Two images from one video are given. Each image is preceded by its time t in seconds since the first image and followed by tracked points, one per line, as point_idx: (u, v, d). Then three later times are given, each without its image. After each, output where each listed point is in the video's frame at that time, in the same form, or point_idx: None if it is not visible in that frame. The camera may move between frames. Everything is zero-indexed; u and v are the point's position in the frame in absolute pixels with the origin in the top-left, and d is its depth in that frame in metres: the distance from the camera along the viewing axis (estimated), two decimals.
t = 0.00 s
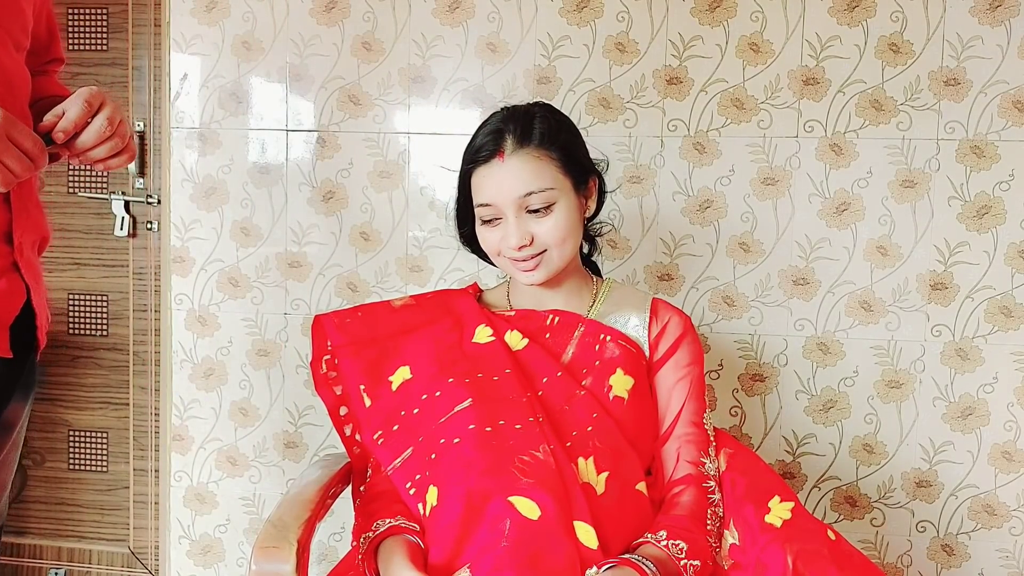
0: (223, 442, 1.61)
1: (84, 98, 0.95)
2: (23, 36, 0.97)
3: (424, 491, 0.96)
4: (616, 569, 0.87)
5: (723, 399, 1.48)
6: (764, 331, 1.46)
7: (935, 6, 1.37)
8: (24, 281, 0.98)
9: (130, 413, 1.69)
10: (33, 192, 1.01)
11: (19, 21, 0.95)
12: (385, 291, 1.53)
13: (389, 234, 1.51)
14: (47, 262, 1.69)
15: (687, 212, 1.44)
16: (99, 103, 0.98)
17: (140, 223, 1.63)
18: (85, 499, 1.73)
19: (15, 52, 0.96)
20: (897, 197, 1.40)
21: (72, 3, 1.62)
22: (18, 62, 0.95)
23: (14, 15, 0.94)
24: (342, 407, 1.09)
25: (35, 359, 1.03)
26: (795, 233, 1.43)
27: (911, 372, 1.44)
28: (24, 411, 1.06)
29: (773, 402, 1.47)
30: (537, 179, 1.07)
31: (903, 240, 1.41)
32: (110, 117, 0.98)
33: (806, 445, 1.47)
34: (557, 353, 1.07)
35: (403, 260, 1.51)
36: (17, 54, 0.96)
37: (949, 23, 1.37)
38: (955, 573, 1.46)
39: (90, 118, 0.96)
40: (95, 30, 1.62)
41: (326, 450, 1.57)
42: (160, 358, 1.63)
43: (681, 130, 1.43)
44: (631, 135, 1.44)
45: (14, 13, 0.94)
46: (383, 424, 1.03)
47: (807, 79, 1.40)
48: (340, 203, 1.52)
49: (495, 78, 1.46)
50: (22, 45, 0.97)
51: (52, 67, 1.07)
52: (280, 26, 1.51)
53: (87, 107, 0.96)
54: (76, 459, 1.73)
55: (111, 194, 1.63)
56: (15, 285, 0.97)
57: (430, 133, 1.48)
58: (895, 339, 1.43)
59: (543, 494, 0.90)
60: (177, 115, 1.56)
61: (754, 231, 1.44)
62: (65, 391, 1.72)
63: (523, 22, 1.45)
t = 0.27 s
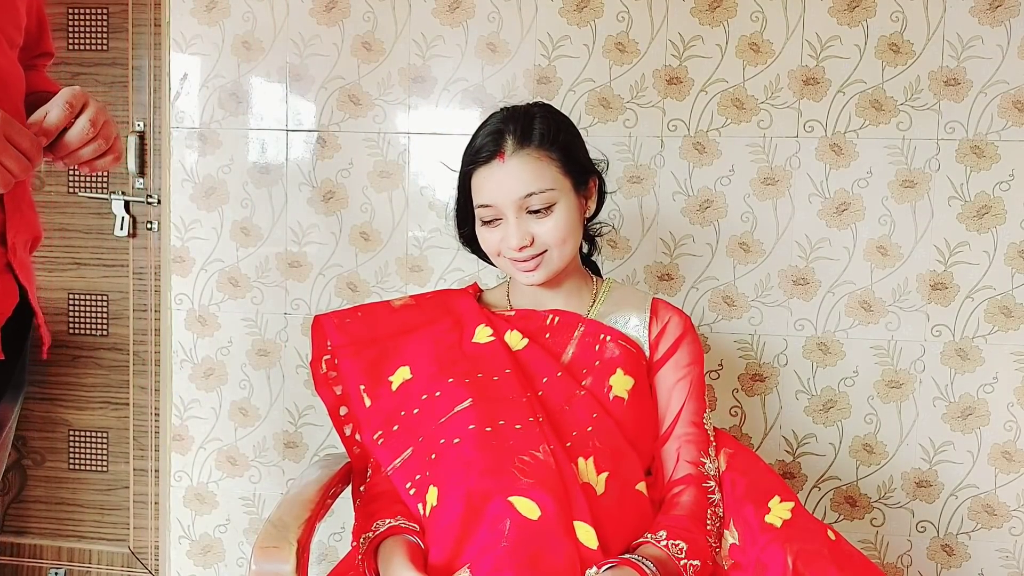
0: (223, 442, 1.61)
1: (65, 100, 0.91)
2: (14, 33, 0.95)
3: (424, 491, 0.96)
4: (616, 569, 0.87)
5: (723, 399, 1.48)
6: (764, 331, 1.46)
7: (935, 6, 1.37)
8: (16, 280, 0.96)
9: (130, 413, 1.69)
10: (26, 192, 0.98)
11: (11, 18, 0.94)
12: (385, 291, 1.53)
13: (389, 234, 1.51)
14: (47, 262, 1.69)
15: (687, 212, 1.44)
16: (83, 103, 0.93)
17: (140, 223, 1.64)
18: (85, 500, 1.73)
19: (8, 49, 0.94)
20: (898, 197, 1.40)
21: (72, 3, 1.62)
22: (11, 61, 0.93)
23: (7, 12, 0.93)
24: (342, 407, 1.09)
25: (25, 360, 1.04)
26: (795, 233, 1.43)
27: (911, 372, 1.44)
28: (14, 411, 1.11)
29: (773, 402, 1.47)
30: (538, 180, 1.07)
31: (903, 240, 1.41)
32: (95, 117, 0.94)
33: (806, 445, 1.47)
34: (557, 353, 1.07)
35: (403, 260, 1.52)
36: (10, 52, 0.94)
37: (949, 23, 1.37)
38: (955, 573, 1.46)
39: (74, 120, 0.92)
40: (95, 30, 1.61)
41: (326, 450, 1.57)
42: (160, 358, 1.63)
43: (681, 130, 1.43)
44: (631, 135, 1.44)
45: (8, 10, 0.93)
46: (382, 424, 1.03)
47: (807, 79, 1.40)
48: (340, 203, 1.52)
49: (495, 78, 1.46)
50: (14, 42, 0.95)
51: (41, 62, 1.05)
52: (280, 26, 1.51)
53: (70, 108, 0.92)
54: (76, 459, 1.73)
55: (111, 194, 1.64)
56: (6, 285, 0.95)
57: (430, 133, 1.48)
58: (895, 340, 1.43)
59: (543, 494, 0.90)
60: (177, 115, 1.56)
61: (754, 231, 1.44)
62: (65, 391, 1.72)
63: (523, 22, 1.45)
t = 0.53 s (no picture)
0: (223, 442, 1.61)
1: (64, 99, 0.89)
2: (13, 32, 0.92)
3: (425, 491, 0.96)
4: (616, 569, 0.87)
5: (723, 399, 1.48)
6: (764, 331, 1.46)
7: (935, 6, 1.37)
8: (14, 283, 0.91)
9: (130, 413, 1.69)
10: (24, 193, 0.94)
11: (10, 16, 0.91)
12: (385, 291, 1.53)
13: (389, 235, 1.51)
14: (47, 263, 1.69)
15: (687, 212, 1.44)
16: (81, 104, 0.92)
17: (140, 224, 1.64)
18: (85, 499, 1.73)
19: (7, 47, 0.91)
20: (898, 197, 1.40)
21: (72, 3, 1.62)
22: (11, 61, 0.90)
23: (5, 9, 0.90)
24: (343, 407, 1.09)
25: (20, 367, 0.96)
26: (795, 233, 1.43)
27: (911, 372, 1.44)
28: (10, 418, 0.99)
29: (773, 402, 1.47)
30: (538, 180, 1.07)
31: (903, 240, 1.41)
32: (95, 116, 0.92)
33: (806, 445, 1.47)
34: (557, 353, 1.07)
35: (403, 260, 1.52)
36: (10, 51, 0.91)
37: (949, 23, 1.37)
38: (955, 573, 1.46)
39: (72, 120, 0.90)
40: (95, 30, 1.61)
41: (326, 450, 1.57)
42: (160, 358, 1.63)
43: (681, 130, 1.43)
44: (631, 135, 1.44)
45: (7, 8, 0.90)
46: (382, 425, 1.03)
47: (807, 79, 1.40)
48: (340, 203, 1.52)
49: (495, 78, 1.46)
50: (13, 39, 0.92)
51: (40, 59, 1.03)
52: (280, 26, 1.51)
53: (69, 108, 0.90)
54: (77, 459, 1.73)
55: (111, 194, 1.64)
56: (3, 288, 0.90)
57: (430, 133, 1.48)
58: (895, 340, 1.43)
59: (543, 494, 0.90)
60: (177, 115, 1.56)
61: (754, 231, 1.44)
62: (65, 391, 1.72)
63: (523, 22, 1.45)
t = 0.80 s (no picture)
0: (223, 442, 1.61)
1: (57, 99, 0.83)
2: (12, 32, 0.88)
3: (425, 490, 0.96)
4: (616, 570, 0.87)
5: (723, 399, 1.48)
6: (764, 331, 1.46)
7: (935, 6, 1.37)
8: (11, 285, 0.88)
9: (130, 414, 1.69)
10: (19, 194, 0.93)
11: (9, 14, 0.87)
12: (385, 291, 1.53)
13: (389, 235, 1.51)
14: (47, 263, 1.69)
15: (687, 212, 1.44)
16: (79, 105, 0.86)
17: (140, 224, 1.64)
18: (85, 499, 1.73)
19: (5, 47, 0.87)
20: (898, 197, 1.41)
21: (72, 4, 1.62)
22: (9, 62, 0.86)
23: (4, 9, 0.85)
24: (343, 407, 1.09)
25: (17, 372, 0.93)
26: (795, 233, 1.43)
27: (911, 372, 1.44)
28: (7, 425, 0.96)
29: (773, 402, 1.47)
30: (537, 180, 1.07)
31: (903, 240, 1.41)
32: (91, 117, 0.86)
33: (806, 444, 1.47)
34: (556, 352, 1.07)
35: (403, 260, 1.52)
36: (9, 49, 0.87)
37: (948, 23, 1.37)
38: (955, 573, 1.46)
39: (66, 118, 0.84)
40: (95, 30, 1.62)
41: (326, 450, 1.57)
42: (160, 358, 1.63)
43: (681, 130, 1.43)
44: (631, 135, 1.44)
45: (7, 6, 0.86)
46: (381, 424, 1.03)
47: (807, 79, 1.41)
48: (341, 203, 1.52)
49: (495, 78, 1.46)
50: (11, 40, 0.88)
51: (42, 58, 0.98)
52: (281, 26, 1.51)
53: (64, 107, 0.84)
54: (77, 459, 1.73)
55: (111, 194, 1.64)
56: None
57: (430, 133, 1.49)
58: (895, 339, 1.43)
59: (543, 493, 0.90)
60: (177, 115, 1.56)
61: (754, 231, 1.44)
62: (65, 391, 1.72)
63: (523, 22, 1.45)
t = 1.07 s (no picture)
0: (223, 442, 1.61)
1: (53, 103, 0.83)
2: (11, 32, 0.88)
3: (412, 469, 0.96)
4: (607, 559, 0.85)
5: (723, 399, 1.48)
6: (764, 331, 1.46)
7: (935, 6, 1.37)
8: (8, 284, 0.88)
9: (129, 413, 1.69)
10: (18, 193, 0.92)
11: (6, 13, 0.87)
12: (385, 291, 1.53)
13: (389, 235, 1.51)
14: (47, 262, 1.69)
15: (687, 212, 1.44)
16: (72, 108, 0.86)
17: (140, 224, 1.64)
18: (85, 499, 1.73)
19: (2, 47, 0.86)
20: (898, 197, 1.41)
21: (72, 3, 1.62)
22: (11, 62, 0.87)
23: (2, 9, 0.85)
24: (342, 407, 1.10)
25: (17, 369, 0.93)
26: (795, 233, 1.43)
27: (911, 372, 1.44)
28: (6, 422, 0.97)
29: (773, 402, 1.47)
30: (531, 195, 1.05)
31: (903, 240, 1.41)
32: (84, 120, 0.86)
33: (806, 445, 1.47)
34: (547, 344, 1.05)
35: (403, 260, 1.52)
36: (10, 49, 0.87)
37: (948, 23, 1.37)
38: (955, 573, 1.46)
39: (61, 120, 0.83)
40: (95, 30, 1.62)
41: (326, 450, 1.57)
42: (160, 358, 1.63)
43: (681, 130, 1.43)
44: (631, 135, 1.44)
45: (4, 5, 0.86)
46: (371, 409, 1.03)
47: (807, 79, 1.41)
48: (341, 203, 1.52)
49: (495, 78, 1.46)
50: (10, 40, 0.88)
51: (42, 58, 0.98)
52: (281, 26, 1.51)
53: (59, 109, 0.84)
54: (76, 459, 1.73)
55: (111, 194, 1.64)
56: None
57: (429, 133, 1.49)
58: (895, 339, 1.43)
59: (536, 476, 0.90)
60: (177, 115, 1.56)
61: (754, 231, 1.44)
62: (65, 391, 1.72)
63: (523, 22, 1.45)
